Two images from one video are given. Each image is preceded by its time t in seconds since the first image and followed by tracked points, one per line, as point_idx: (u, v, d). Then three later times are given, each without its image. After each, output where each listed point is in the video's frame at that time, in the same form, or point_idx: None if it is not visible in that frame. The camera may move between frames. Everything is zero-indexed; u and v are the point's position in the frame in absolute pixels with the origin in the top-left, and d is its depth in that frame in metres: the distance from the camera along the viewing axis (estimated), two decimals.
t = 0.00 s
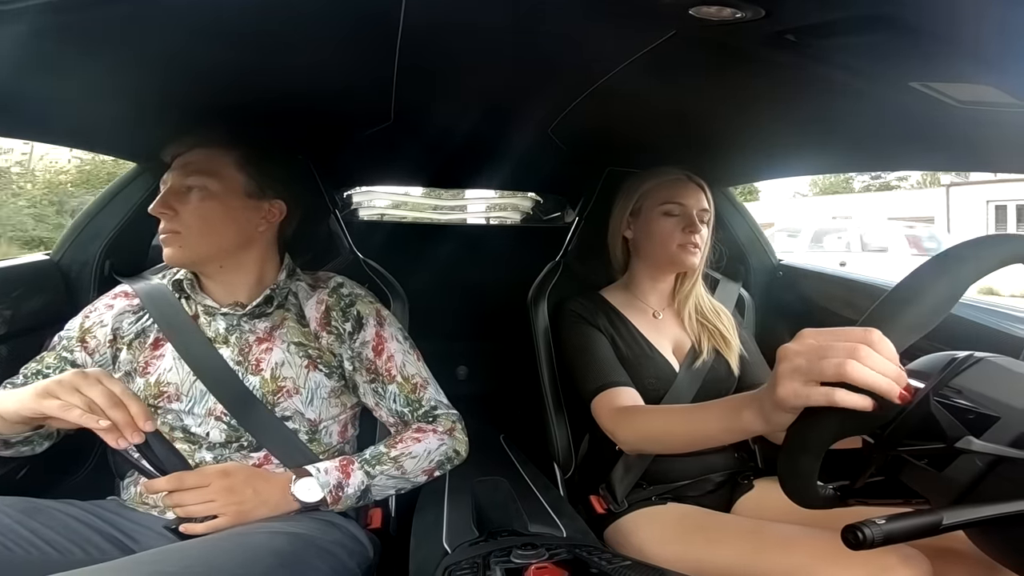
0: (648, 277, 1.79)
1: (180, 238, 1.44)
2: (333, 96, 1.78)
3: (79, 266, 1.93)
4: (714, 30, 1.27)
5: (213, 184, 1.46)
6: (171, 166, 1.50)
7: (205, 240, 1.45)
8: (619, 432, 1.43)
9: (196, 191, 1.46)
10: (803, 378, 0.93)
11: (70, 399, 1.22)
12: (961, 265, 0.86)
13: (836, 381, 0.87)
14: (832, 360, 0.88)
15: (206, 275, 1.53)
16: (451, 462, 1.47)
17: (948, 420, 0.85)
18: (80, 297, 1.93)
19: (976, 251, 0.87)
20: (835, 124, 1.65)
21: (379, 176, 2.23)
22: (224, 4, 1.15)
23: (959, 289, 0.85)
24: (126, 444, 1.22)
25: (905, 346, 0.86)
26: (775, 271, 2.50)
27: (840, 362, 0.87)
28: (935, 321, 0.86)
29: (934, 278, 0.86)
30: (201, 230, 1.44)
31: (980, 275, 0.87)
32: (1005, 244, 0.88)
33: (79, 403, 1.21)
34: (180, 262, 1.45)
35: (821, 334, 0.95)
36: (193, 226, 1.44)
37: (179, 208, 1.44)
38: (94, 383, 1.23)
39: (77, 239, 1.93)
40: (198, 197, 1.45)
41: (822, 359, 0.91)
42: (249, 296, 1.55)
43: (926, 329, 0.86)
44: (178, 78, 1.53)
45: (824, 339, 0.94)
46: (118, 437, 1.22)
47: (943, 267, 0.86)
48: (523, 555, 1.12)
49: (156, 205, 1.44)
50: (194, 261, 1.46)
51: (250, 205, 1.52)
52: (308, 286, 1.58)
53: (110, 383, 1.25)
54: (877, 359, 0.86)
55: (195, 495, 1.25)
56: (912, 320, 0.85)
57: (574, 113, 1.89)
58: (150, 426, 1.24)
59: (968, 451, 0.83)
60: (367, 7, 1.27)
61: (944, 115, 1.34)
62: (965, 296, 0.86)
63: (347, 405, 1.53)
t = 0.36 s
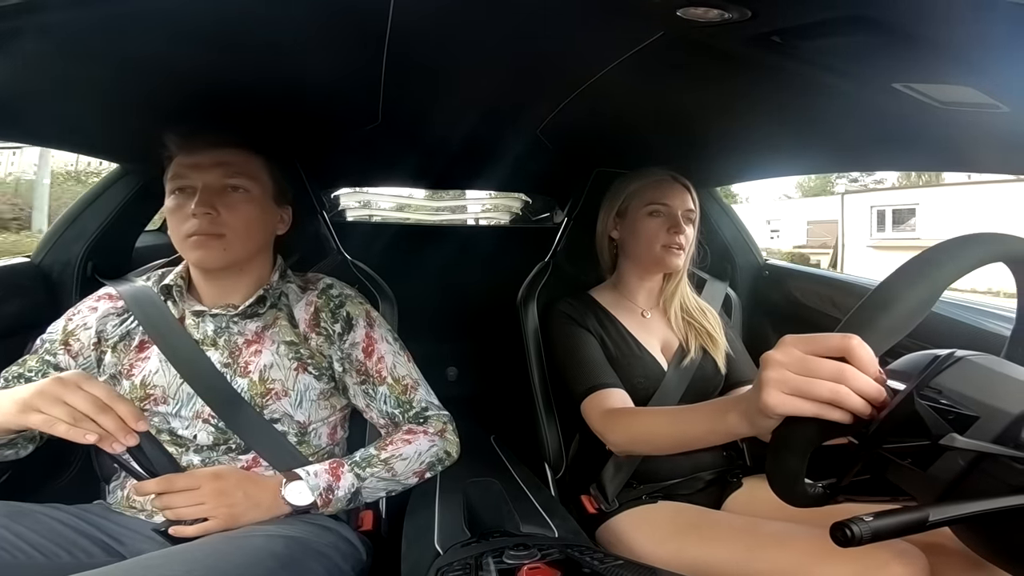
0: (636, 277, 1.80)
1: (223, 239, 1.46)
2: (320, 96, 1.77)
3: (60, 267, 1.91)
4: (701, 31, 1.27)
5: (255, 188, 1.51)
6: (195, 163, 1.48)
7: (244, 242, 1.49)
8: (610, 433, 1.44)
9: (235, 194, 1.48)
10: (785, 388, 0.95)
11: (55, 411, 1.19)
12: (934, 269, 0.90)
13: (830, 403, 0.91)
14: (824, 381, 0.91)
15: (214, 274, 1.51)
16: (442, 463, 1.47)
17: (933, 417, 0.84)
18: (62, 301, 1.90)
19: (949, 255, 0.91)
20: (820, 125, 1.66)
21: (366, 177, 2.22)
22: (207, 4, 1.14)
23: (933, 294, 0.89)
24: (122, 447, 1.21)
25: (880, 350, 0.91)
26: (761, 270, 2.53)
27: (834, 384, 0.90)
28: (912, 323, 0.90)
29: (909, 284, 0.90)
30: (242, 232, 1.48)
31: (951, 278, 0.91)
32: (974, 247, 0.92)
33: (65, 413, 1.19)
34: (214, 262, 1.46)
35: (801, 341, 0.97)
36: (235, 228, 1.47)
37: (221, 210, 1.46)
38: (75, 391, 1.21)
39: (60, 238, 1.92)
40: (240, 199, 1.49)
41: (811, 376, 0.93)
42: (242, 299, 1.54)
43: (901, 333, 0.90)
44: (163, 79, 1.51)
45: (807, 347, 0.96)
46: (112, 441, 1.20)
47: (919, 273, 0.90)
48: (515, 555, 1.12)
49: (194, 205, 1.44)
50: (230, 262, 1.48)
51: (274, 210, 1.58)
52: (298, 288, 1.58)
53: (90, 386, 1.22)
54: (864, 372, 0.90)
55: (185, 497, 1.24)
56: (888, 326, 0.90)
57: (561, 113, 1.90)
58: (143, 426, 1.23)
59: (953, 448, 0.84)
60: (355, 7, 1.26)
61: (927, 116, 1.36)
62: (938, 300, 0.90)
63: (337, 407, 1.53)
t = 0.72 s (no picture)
0: (636, 280, 1.80)
1: (234, 235, 1.46)
2: (326, 96, 1.78)
3: (66, 264, 1.92)
4: (706, 33, 1.27)
5: (265, 185, 1.53)
6: (206, 159, 1.49)
7: (254, 238, 1.49)
8: (607, 440, 1.44)
9: (245, 191, 1.50)
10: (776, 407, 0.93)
11: (54, 418, 1.19)
12: (924, 283, 0.90)
13: (822, 424, 0.89)
14: (817, 403, 0.89)
15: (222, 271, 1.51)
16: (443, 463, 1.46)
17: (936, 423, 0.83)
18: (67, 297, 1.92)
19: (938, 268, 0.92)
20: (826, 128, 1.66)
21: (371, 176, 2.23)
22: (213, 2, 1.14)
23: (925, 308, 0.89)
24: (128, 448, 1.21)
25: (876, 365, 0.90)
26: (764, 274, 2.52)
27: (827, 406, 0.89)
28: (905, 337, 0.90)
29: (901, 299, 0.90)
30: (253, 229, 1.49)
31: (943, 291, 0.91)
32: (961, 260, 0.93)
33: (67, 419, 1.19)
34: (224, 258, 1.46)
35: (794, 361, 0.95)
36: (246, 224, 1.47)
37: (232, 206, 1.47)
38: (74, 396, 1.20)
39: (66, 234, 1.92)
40: (250, 196, 1.50)
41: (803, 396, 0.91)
42: (248, 296, 1.54)
43: (896, 347, 0.90)
44: (168, 76, 1.52)
45: (800, 367, 0.94)
46: (117, 443, 1.20)
47: (909, 287, 0.90)
48: (514, 555, 1.12)
49: (205, 201, 1.44)
50: (240, 258, 1.48)
51: (281, 208, 1.59)
52: (302, 286, 1.58)
53: (87, 388, 1.21)
54: (857, 394, 0.89)
55: (186, 495, 1.23)
56: (883, 340, 0.89)
57: (565, 115, 1.90)
58: (147, 423, 1.23)
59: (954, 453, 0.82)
60: (360, 6, 1.27)
61: (934, 121, 1.36)
62: (930, 313, 0.90)
63: (339, 406, 1.53)
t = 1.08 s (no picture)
0: (656, 279, 1.79)
1: (262, 238, 1.48)
2: (347, 97, 1.80)
3: (95, 263, 1.96)
4: (724, 31, 1.26)
5: (293, 187, 1.54)
6: (237, 161, 1.51)
7: (282, 241, 1.52)
8: (624, 444, 1.45)
9: (274, 194, 1.52)
10: (794, 416, 0.93)
11: (87, 399, 1.22)
12: (937, 293, 0.89)
13: (837, 432, 0.90)
14: (832, 411, 0.90)
15: (248, 272, 1.53)
16: (461, 460, 1.47)
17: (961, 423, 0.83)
18: (96, 295, 1.96)
19: (952, 275, 0.90)
20: (848, 126, 1.63)
21: (391, 176, 2.25)
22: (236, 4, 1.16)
23: (938, 318, 0.88)
24: (145, 441, 1.23)
25: (890, 377, 0.88)
26: (787, 273, 2.49)
27: (842, 413, 0.89)
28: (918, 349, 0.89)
29: (914, 309, 0.89)
30: (281, 232, 1.51)
31: (961, 299, 0.89)
32: (976, 267, 0.91)
33: (95, 402, 1.21)
34: (252, 260, 1.48)
35: (809, 371, 0.95)
36: (274, 227, 1.50)
37: (261, 209, 1.49)
38: (114, 381, 1.24)
39: (93, 234, 1.97)
40: (279, 199, 1.52)
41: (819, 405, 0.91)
42: (272, 295, 1.56)
43: (910, 359, 0.88)
44: (193, 78, 1.56)
45: (815, 377, 0.94)
46: (136, 434, 1.23)
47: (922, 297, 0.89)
48: (528, 555, 1.13)
49: (236, 203, 1.47)
50: (267, 261, 1.50)
51: (307, 209, 1.61)
52: (325, 285, 1.60)
53: (127, 377, 1.25)
54: (872, 402, 0.88)
55: (209, 491, 1.26)
56: (896, 352, 0.88)
57: (584, 114, 1.89)
58: (169, 420, 1.25)
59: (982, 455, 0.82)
60: (378, 8, 1.28)
61: (960, 117, 1.33)
62: (945, 324, 0.89)
63: (359, 403, 1.54)
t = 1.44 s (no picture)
0: (667, 281, 1.78)
1: (273, 245, 1.49)
2: (358, 101, 1.81)
3: (113, 268, 1.98)
4: (734, 29, 1.25)
5: (303, 193, 1.56)
6: (246, 168, 1.52)
7: (293, 247, 1.53)
8: (636, 449, 1.45)
9: (282, 201, 1.53)
10: (807, 427, 0.93)
11: (109, 400, 1.23)
12: (950, 299, 0.87)
13: (851, 443, 0.90)
14: (845, 421, 0.90)
15: (261, 278, 1.55)
16: (473, 463, 1.47)
17: (984, 423, 0.83)
18: (114, 299, 1.98)
19: (963, 280, 0.89)
20: (861, 124, 1.62)
21: (402, 179, 2.26)
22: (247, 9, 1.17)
23: (951, 325, 0.87)
24: (161, 442, 1.23)
25: (902, 384, 0.87)
26: (802, 272, 2.47)
27: (855, 424, 0.89)
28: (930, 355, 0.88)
29: (926, 317, 0.87)
30: (291, 238, 1.52)
31: (969, 307, 0.88)
32: (989, 269, 0.89)
33: (116, 402, 1.23)
34: (264, 267, 1.49)
35: (822, 382, 0.95)
36: (284, 234, 1.51)
37: (271, 216, 1.50)
38: (135, 383, 1.25)
39: (111, 240, 1.99)
40: (288, 206, 1.53)
41: (832, 416, 0.92)
42: (285, 300, 1.57)
43: (923, 366, 0.87)
44: (206, 85, 1.58)
45: (827, 388, 0.94)
46: (153, 435, 1.22)
47: (935, 304, 0.87)
48: (541, 557, 1.12)
49: (246, 211, 1.48)
50: (279, 267, 1.52)
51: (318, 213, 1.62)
52: (337, 289, 1.61)
53: (149, 379, 1.26)
54: (885, 411, 0.88)
55: (225, 494, 1.27)
56: (909, 361, 0.87)
57: (594, 115, 1.89)
58: (187, 423, 1.25)
59: (1005, 456, 0.83)
60: (388, 13, 1.29)
61: (975, 114, 1.31)
62: (957, 330, 0.88)
63: (372, 406, 1.55)
